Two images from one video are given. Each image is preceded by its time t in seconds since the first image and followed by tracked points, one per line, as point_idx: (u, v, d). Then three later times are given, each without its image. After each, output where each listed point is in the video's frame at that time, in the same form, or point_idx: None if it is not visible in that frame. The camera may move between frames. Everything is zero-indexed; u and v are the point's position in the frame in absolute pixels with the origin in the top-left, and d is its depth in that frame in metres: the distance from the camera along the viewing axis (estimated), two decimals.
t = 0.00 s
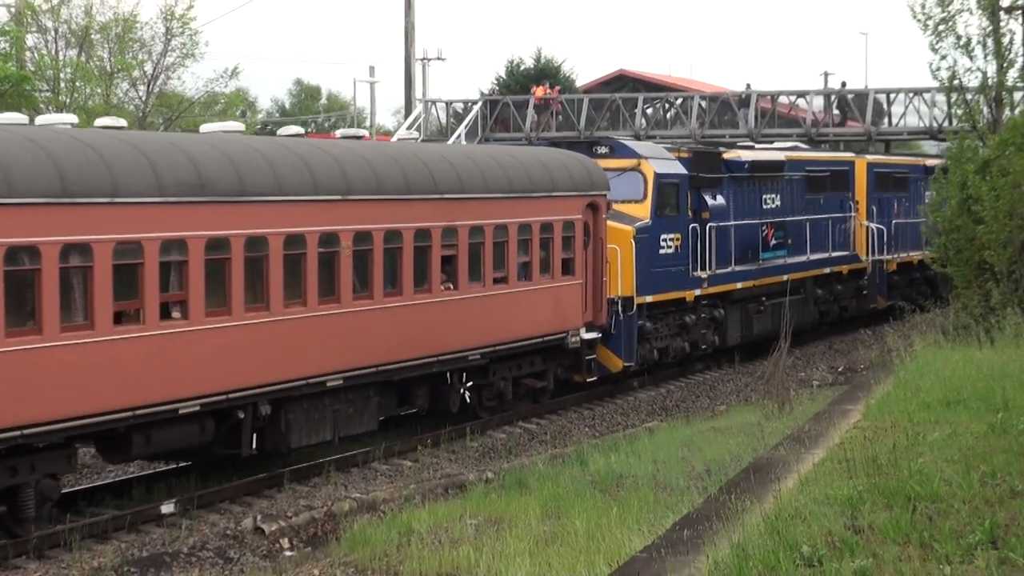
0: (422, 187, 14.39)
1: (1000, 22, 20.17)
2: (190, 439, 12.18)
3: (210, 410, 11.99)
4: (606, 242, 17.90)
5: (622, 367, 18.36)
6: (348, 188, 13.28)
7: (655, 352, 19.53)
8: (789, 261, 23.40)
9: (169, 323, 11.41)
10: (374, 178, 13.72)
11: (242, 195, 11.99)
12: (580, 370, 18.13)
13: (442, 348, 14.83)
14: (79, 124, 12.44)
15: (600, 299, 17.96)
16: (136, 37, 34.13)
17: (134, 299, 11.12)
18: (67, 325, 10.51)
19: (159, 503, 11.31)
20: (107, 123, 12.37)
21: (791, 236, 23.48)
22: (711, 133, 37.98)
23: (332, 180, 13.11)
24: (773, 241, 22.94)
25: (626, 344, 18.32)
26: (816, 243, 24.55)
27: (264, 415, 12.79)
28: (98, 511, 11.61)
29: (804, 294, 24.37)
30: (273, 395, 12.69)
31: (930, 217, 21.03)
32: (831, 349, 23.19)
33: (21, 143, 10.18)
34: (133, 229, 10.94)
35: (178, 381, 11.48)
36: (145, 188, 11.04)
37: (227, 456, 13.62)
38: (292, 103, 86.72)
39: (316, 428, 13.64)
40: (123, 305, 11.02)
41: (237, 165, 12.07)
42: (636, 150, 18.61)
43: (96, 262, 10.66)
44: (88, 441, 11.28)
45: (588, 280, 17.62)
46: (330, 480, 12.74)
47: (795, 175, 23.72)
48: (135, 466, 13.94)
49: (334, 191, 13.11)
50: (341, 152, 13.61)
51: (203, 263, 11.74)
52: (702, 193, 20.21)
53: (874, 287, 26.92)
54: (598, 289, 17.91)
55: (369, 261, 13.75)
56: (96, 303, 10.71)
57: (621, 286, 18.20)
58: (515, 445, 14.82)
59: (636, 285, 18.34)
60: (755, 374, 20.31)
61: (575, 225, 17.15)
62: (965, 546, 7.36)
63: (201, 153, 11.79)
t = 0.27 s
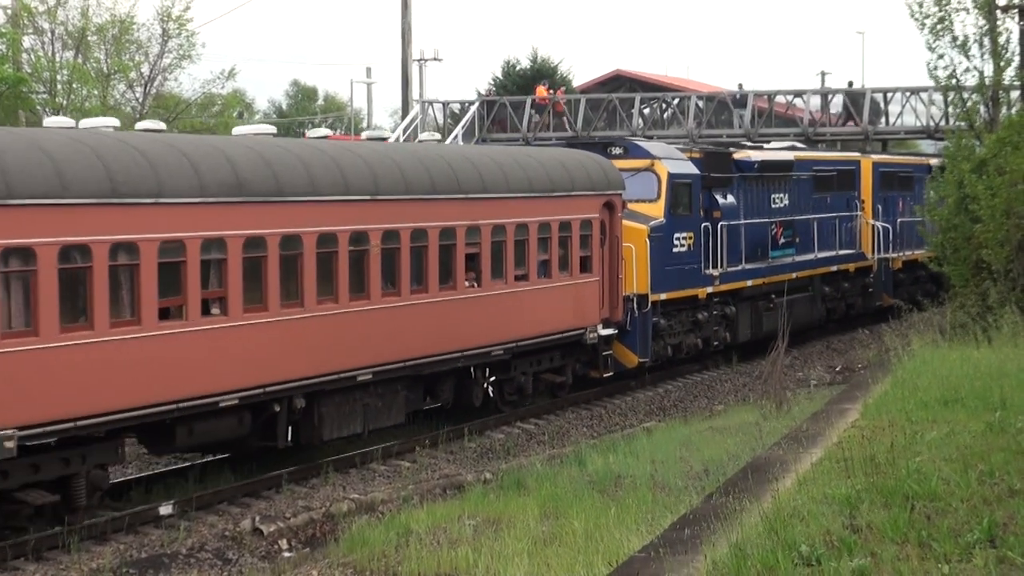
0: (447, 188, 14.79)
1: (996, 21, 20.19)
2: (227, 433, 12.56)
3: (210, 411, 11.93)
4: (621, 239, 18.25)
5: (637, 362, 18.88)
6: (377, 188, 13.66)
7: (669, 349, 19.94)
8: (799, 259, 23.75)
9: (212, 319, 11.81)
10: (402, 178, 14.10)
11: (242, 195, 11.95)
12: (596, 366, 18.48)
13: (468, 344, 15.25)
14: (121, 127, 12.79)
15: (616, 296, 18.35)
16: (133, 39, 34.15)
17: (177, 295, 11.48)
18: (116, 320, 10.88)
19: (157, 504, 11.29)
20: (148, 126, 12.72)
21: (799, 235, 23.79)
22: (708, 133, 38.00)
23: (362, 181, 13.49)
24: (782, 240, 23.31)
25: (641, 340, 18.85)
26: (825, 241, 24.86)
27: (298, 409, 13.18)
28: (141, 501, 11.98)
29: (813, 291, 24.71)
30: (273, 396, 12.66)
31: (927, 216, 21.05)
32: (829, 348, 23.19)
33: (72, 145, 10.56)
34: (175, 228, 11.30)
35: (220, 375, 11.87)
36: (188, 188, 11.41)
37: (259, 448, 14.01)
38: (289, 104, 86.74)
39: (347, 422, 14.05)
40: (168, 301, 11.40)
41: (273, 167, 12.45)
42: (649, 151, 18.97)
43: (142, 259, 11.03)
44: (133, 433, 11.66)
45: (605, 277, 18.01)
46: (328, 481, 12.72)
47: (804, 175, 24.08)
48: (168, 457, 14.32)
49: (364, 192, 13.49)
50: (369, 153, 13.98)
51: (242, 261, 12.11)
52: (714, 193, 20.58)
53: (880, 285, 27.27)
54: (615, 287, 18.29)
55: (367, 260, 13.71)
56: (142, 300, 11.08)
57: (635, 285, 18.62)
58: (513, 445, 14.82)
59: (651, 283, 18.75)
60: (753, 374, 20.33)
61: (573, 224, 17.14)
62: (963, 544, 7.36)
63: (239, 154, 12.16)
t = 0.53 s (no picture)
0: (472, 188, 15.33)
1: (995, 20, 20.20)
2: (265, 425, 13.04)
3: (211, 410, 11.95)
4: (638, 238, 18.81)
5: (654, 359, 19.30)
6: (407, 189, 14.18)
7: (684, 345, 20.39)
8: (809, 258, 24.19)
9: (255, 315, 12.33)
10: (430, 179, 14.63)
11: (232, 196, 11.91)
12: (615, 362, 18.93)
13: (494, 340, 15.80)
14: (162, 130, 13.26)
15: (634, 294, 18.84)
16: (132, 40, 34.14)
17: (220, 292, 11.97)
18: (164, 316, 11.39)
19: (156, 505, 11.28)
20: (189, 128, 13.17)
21: (808, 234, 24.19)
22: (708, 133, 37.99)
23: (392, 182, 14.01)
24: (793, 239, 23.79)
25: (658, 337, 19.28)
26: (834, 240, 25.27)
27: (333, 403, 13.72)
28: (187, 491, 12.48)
29: (821, 289, 25.13)
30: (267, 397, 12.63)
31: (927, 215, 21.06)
32: (829, 348, 23.19)
33: (121, 149, 11.05)
34: (215, 227, 11.77)
35: (261, 370, 12.38)
36: (228, 189, 11.89)
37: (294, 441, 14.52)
38: (288, 105, 86.70)
39: (378, 415, 14.60)
40: (211, 297, 11.89)
41: (309, 168, 12.95)
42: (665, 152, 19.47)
43: (187, 258, 11.53)
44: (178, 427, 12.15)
45: (623, 274, 18.52)
46: (328, 482, 12.72)
47: (815, 175, 24.53)
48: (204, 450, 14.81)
49: (394, 192, 14.02)
50: (397, 154, 14.50)
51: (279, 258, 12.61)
52: (727, 193, 21.04)
53: (889, 283, 27.57)
54: (632, 284, 18.75)
55: (360, 260, 13.67)
56: (187, 296, 11.57)
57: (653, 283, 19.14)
58: (513, 446, 14.82)
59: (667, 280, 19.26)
60: (752, 374, 20.34)
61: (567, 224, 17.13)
62: (964, 544, 7.36)
63: (276, 156, 12.65)
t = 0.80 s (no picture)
0: (499, 188, 15.82)
1: (994, 21, 20.21)
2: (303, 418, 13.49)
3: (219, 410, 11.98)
4: (656, 238, 19.33)
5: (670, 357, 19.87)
6: (437, 189, 14.69)
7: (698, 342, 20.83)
8: (820, 257, 24.63)
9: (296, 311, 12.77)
10: (458, 180, 15.15)
11: (231, 197, 11.87)
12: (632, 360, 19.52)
13: (520, 336, 16.28)
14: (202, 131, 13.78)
15: (651, 292, 19.35)
16: (131, 42, 34.16)
17: (262, 289, 12.40)
18: (211, 312, 11.80)
19: (156, 507, 11.28)
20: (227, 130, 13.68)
21: (819, 234, 24.61)
22: (707, 133, 38.02)
23: (423, 182, 14.52)
24: (805, 238, 24.22)
25: (674, 336, 19.82)
26: (844, 240, 25.65)
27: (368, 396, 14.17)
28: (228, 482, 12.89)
29: (832, 288, 25.54)
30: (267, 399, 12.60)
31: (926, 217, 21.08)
32: (828, 349, 23.20)
33: (169, 151, 11.52)
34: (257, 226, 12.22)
35: (301, 363, 12.82)
36: (268, 189, 12.33)
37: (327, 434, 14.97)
38: (287, 106, 86.72)
39: (409, 409, 15.06)
40: (255, 294, 12.33)
41: (345, 169, 13.45)
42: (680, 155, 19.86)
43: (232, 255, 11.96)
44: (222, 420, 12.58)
45: (640, 273, 19.00)
46: (327, 483, 12.72)
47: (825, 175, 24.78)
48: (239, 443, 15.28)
49: (425, 193, 14.52)
50: (426, 156, 15.00)
51: (318, 256, 13.05)
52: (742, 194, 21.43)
53: (897, 282, 27.88)
54: (650, 283, 19.27)
55: (359, 261, 13.66)
56: (232, 293, 11.99)
57: (669, 282, 19.60)
58: (513, 447, 14.83)
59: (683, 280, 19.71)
60: (752, 375, 20.35)
61: (563, 226, 17.13)
62: (963, 545, 7.36)
63: (313, 157, 13.13)
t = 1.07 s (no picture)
0: (519, 190, 16.46)
1: (992, 23, 20.22)
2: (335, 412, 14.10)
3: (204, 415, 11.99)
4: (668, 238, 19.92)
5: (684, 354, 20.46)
6: (460, 191, 15.37)
7: (710, 341, 21.32)
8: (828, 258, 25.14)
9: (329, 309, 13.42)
10: (481, 183, 15.82)
11: (217, 199, 11.92)
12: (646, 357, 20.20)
13: (539, 333, 16.93)
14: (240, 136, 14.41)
15: (664, 291, 19.94)
16: (129, 44, 34.15)
17: (296, 287, 13.06)
18: (249, 310, 12.47)
19: (154, 509, 11.28)
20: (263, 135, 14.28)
21: (827, 235, 25.06)
22: (705, 135, 38.06)
23: (448, 184, 15.20)
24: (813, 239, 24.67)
25: (688, 334, 20.38)
26: (851, 241, 26.06)
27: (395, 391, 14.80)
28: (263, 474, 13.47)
29: (840, 288, 25.97)
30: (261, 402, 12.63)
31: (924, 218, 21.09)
32: (826, 351, 23.22)
33: (210, 156, 12.21)
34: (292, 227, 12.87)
35: (331, 359, 13.43)
36: (304, 191, 13.03)
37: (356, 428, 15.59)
38: (286, 108, 86.75)
39: (436, 404, 15.71)
40: (290, 292, 12.99)
41: (376, 172, 14.13)
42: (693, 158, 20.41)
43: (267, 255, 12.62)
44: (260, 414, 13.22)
45: (654, 273, 19.62)
46: (325, 486, 12.71)
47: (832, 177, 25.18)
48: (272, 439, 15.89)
49: (449, 194, 15.19)
50: (428, 158, 15.34)
51: (348, 255, 13.69)
52: (753, 195, 21.95)
53: (903, 282, 28.25)
54: (663, 283, 19.86)
55: (348, 264, 13.69)
56: (269, 291, 12.65)
57: (682, 281, 20.14)
58: (511, 448, 14.85)
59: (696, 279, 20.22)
60: (750, 377, 20.36)
61: (552, 229, 17.19)
62: (961, 547, 7.36)
63: (344, 161, 13.80)
